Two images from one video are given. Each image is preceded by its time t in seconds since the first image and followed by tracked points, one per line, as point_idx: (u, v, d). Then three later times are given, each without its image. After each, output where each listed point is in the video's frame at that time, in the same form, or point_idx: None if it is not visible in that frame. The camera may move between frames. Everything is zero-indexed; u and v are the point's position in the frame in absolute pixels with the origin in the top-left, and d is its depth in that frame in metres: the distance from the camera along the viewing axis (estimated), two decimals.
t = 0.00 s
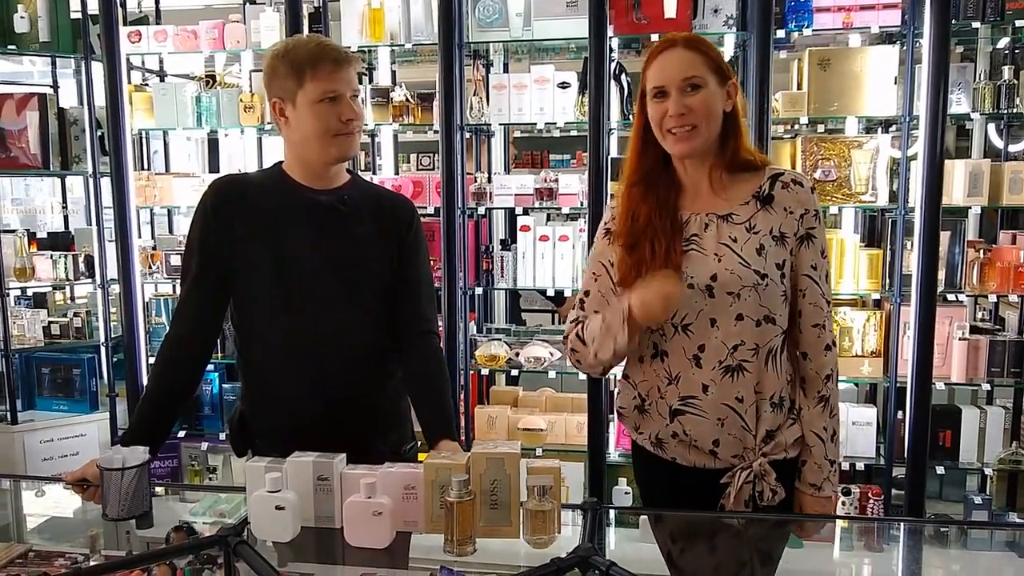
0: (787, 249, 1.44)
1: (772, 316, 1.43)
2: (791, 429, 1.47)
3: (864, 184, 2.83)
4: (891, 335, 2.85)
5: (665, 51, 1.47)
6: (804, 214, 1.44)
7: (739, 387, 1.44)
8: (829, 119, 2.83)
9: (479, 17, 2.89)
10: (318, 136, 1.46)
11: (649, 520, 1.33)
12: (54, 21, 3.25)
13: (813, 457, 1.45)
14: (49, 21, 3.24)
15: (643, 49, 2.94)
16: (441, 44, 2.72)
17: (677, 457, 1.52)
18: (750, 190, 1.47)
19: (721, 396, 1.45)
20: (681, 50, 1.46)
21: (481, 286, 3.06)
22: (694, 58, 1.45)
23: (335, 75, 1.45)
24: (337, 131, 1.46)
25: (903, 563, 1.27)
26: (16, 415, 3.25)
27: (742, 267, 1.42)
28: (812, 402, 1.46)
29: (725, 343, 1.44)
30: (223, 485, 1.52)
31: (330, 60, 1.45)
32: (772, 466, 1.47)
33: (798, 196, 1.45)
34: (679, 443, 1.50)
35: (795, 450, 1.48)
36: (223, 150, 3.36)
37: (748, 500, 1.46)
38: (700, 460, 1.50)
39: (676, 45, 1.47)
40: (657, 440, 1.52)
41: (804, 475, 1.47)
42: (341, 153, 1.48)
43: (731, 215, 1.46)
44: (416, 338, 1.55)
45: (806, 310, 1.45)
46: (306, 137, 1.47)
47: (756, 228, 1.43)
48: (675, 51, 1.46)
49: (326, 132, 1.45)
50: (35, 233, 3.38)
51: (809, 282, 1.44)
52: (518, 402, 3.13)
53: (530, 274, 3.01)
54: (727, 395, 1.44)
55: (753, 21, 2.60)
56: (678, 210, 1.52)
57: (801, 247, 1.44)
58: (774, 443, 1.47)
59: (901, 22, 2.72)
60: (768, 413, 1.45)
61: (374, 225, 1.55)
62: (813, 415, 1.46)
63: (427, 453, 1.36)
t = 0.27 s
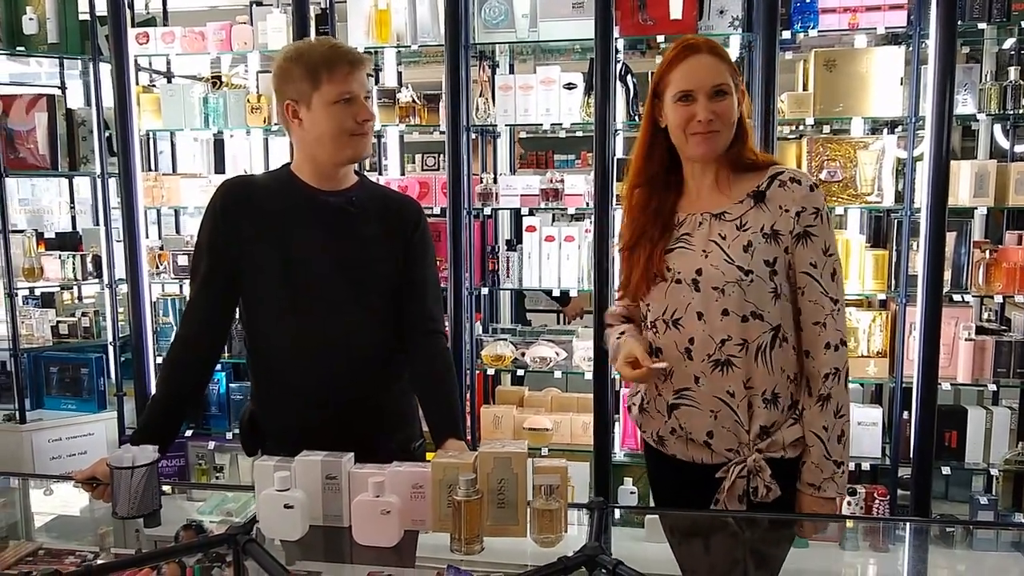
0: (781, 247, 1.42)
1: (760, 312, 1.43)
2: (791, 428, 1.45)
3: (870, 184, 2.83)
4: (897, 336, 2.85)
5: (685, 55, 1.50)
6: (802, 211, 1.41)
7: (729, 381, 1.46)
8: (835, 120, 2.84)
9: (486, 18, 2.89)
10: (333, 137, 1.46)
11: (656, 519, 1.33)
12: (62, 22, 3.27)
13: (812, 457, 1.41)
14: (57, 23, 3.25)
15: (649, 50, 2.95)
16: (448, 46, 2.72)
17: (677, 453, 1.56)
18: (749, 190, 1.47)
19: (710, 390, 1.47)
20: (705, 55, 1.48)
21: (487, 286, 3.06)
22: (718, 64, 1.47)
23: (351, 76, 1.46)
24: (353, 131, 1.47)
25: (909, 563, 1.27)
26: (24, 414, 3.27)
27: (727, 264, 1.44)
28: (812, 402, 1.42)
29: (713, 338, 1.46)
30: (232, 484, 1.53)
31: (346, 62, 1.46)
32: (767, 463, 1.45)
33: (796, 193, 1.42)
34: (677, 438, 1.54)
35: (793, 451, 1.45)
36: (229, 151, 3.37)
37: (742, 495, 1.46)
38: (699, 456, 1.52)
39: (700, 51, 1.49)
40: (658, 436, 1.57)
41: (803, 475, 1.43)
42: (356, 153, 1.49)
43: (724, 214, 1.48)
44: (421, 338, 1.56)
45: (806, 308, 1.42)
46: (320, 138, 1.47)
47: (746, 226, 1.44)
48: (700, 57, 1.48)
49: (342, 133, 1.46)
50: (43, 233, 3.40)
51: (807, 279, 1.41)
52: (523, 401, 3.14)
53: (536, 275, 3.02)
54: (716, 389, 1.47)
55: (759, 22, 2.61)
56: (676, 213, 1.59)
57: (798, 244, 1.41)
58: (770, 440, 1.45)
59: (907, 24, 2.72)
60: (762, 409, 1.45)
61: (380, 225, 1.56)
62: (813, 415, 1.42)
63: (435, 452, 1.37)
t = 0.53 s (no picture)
0: (776, 247, 1.42)
1: (751, 312, 1.44)
2: (783, 427, 1.45)
3: (875, 184, 2.83)
4: (903, 336, 2.85)
5: (688, 58, 1.50)
6: (799, 211, 1.40)
7: (720, 378, 1.47)
8: (840, 119, 2.84)
9: (491, 19, 2.90)
10: (337, 138, 1.47)
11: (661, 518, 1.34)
12: (69, 23, 3.29)
13: (805, 457, 1.41)
14: (65, 24, 3.28)
15: (653, 50, 2.95)
16: (453, 46, 2.73)
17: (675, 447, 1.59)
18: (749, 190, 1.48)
19: (704, 388, 1.50)
20: (709, 58, 1.48)
21: (492, 285, 3.07)
22: (721, 67, 1.48)
23: (356, 78, 1.47)
24: (356, 133, 1.48)
25: (914, 563, 1.27)
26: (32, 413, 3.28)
27: (719, 264, 1.46)
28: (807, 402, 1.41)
29: (707, 337, 1.48)
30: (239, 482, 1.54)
31: (351, 63, 1.46)
32: (758, 461, 1.46)
33: (794, 192, 1.42)
34: (673, 433, 1.57)
35: (785, 450, 1.46)
36: (235, 151, 3.38)
37: (731, 491, 1.48)
38: (693, 451, 1.55)
39: (703, 54, 1.49)
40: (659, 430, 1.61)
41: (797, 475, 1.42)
42: (359, 154, 1.50)
43: (724, 214, 1.49)
44: (428, 337, 1.57)
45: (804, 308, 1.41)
46: (325, 138, 1.48)
47: (742, 226, 1.45)
48: (704, 61, 1.48)
49: (346, 133, 1.47)
50: (50, 233, 3.42)
51: (804, 279, 1.39)
52: (528, 401, 3.15)
53: (542, 275, 3.02)
54: (709, 386, 1.49)
55: (764, 22, 2.61)
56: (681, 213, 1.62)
57: (794, 244, 1.40)
58: (761, 438, 1.46)
59: (912, 23, 2.73)
60: (751, 408, 1.46)
61: (387, 225, 1.57)
62: (806, 416, 1.41)
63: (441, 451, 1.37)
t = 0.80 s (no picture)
0: (776, 242, 1.42)
1: (752, 306, 1.44)
2: (783, 421, 1.45)
3: (878, 181, 2.82)
4: (904, 332, 2.85)
5: (684, 62, 1.50)
6: (799, 206, 1.40)
7: (721, 372, 1.48)
8: (842, 116, 2.84)
9: (494, 16, 2.90)
10: (319, 133, 1.48)
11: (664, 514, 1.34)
12: (73, 21, 3.29)
13: (805, 451, 1.41)
14: (69, 21, 3.28)
15: (655, 47, 2.95)
16: (456, 43, 2.73)
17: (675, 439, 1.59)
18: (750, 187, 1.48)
19: (705, 382, 1.50)
20: (703, 63, 1.48)
21: (495, 282, 3.06)
22: (716, 70, 1.47)
23: (339, 74, 1.45)
24: (336, 129, 1.46)
25: (916, 559, 1.28)
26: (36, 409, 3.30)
27: (720, 259, 1.46)
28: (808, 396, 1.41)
29: (709, 332, 1.48)
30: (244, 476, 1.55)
31: (336, 59, 1.45)
32: (758, 455, 1.46)
33: (794, 187, 1.42)
34: (675, 426, 1.58)
35: (786, 444, 1.46)
36: (237, 148, 3.39)
37: (731, 485, 1.49)
38: (693, 444, 1.55)
39: (698, 58, 1.49)
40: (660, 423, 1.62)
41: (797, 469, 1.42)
42: (342, 150, 1.48)
43: (726, 211, 1.49)
44: (431, 332, 1.57)
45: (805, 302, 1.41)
46: (313, 134, 1.50)
47: (744, 222, 1.46)
48: (698, 66, 1.48)
49: (326, 130, 1.47)
50: (53, 230, 3.43)
51: (804, 274, 1.40)
52: (531, 397, 3.15)
53: (544, 271, 3.03)
54: (710, 380, 1.49)
55: (767, 18, 2.61)
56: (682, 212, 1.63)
57: (794, 239, 1.41)
58: (761, 433, 1.46)
59: (914, 20, 2.73)
60: (751, 401, 1.46)
61: (390, 222, 1.57)
62: (808, 409, 1.41)
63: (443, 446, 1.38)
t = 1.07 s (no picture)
0: (775, 232, 1.42)
1: (752, 298, 1.44)
2: (784, 409, 1.46)
3: (877, 176, 2.82)
4: (903, 327, 2.85)
5: (680, 59, 1.49)
6: (796, 193, 1.40)
7: (722, 366, 1.47)
8: (841, 111, 2.84)
9: (493, 10, 2.89)
10: (314, 126, 1.48)
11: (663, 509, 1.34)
12: (71, 15, 3.29)
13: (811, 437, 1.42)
14: (66, 15, 3.28)
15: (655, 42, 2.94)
16: (454, 37, 2.73)
17: (677, 436, 1.58)
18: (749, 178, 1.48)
19: (706, 376, 1.50)
20: (698, 61, 1.47)
21: (493, 277, 3.08)
22: (709, 68, 1.47)
23: (333, 66, 1.45)
24: (331, 120, 1.46)
25: (915, 554, 1.28)
26: (34, 405, 3.30)
27: (721, 252, 1.46)
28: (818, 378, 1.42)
29: (710, 326, 1.48)
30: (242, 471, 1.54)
31: (331, 53, 1.45)
32: (762, 447, 1.48)
33: (792, 177, 1.41)
34: (676, 422, 1.56)
35: (790, 431, 1.47)
36: (235, 143, 3.38)
37: (734, 478, 1.50)
38: (698, 439, 1.54)
39: (694, 57, 1.48)
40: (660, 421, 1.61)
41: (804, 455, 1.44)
42: (337, 142, 1.48)
43: (726, 203, 1.49)
44: (430, 325, 1.57)
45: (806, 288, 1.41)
46: (308, 127, 1.50)
47: (744, 214, 1.45)
48: (692, 65, 1.48)
49: (321, 122, 1.47)
50: (51, 225, 3.43)
51: (804, 261, 1.40)
52: (529, 392, 3.16)
53: (543, 266, 3.05)
54: (711, 374, 1.49)
55: (766, 13, 2.60)
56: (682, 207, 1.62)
57: (793, 227, 1.41)
58: (763, 423, 1.47)
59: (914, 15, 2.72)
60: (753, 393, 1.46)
61: (388, 215, 1.57)
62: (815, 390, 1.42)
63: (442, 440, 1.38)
